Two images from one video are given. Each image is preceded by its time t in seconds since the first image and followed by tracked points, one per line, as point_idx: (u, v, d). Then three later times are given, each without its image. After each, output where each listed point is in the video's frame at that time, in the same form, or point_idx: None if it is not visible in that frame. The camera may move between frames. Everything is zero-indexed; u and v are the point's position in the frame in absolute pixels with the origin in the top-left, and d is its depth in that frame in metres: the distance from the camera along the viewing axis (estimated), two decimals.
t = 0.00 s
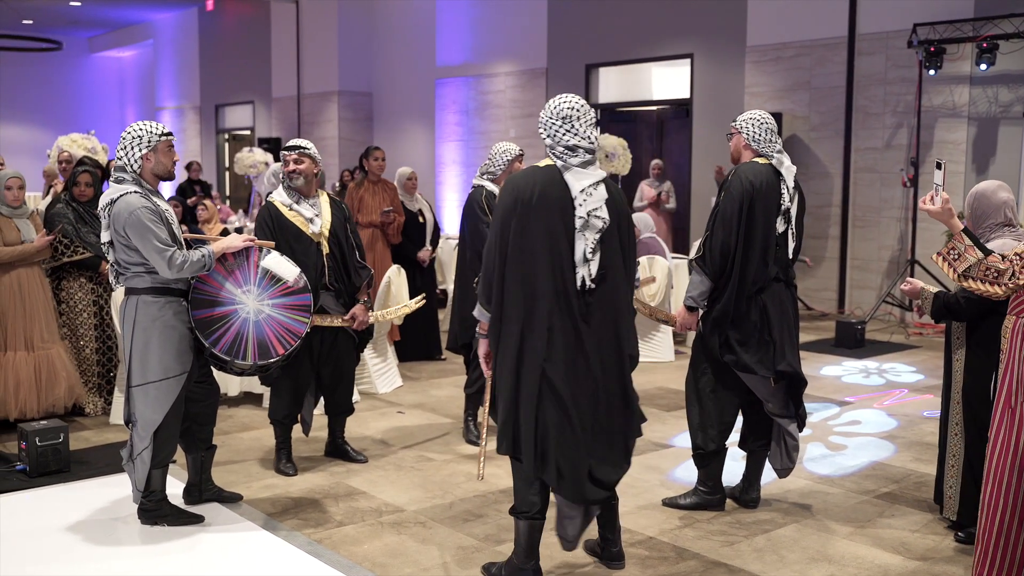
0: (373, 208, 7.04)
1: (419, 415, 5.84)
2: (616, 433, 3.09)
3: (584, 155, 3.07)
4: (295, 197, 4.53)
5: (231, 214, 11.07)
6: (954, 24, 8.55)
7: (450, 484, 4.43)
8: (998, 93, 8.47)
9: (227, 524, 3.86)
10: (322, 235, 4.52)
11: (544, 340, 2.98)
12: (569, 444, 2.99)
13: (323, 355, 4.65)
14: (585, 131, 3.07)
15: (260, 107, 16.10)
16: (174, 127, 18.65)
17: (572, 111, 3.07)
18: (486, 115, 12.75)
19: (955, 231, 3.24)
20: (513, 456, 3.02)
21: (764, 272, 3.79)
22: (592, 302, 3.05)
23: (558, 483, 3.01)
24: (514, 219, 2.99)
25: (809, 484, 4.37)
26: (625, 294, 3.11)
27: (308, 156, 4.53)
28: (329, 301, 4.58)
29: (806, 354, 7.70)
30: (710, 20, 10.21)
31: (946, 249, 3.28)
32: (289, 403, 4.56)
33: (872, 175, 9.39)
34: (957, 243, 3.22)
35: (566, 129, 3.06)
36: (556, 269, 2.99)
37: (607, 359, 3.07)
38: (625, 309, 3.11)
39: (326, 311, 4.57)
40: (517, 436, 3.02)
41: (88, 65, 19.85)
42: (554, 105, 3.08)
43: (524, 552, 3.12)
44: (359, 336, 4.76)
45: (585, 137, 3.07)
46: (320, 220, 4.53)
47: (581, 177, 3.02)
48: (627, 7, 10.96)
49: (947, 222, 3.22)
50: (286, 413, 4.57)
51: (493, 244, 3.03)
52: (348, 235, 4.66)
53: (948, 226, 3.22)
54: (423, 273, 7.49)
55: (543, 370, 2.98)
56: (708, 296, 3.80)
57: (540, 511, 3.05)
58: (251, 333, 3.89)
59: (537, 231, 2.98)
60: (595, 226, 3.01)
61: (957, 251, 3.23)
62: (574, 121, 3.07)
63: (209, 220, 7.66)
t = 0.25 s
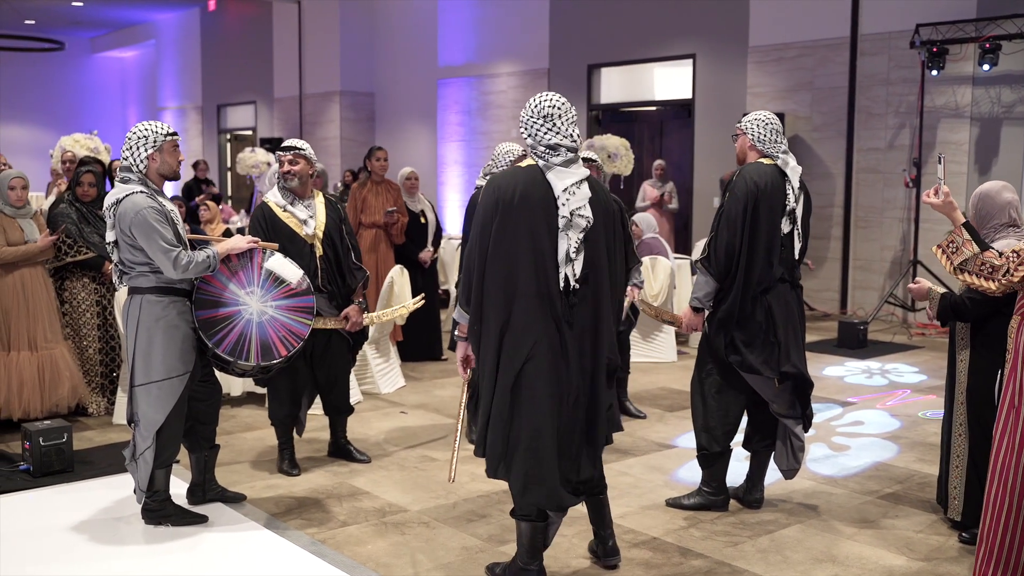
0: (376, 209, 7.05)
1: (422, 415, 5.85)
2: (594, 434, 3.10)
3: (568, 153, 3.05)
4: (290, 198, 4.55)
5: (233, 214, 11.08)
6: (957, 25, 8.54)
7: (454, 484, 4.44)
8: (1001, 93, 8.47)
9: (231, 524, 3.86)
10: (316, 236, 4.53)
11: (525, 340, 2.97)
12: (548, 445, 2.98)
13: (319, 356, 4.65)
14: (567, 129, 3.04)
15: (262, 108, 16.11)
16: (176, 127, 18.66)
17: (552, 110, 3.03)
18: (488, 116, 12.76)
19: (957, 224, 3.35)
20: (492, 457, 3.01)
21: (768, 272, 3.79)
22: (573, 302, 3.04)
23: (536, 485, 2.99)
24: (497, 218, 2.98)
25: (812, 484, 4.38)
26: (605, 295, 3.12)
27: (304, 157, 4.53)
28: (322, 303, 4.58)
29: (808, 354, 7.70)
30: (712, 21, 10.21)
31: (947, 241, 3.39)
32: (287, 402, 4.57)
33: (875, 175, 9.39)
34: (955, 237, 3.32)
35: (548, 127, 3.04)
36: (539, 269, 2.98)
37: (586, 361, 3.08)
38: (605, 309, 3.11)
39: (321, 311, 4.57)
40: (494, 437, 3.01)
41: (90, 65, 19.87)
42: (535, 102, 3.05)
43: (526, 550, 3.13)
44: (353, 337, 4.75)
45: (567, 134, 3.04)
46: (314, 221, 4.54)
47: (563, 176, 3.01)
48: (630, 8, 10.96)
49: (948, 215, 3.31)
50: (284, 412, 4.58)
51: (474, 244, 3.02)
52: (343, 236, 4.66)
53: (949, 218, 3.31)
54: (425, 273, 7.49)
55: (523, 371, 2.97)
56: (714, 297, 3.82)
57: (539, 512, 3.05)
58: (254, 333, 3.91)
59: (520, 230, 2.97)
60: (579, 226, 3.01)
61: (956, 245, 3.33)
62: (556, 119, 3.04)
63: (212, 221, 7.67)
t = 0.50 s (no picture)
0: (380, 210, 7.05)
1: (425, 416, 5.85)
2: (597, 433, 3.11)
3: (566, 153, 3.04)
4: (288, 198, 4.55)
5: (236, 215, 11.09)
6: (960, 25, 8.54)
7: (457, 485, 4.44)
8: (1004, 94, 8.47)
9: (234, 525, 3.87)
10: (313, 238, 4.54)
11: (527, 342, 2.97)
12: (552, 447, 2.99)
13: (319, 358, 4.66)
14: (564, 128, 3.03)
15: (266, 108, 16.12)
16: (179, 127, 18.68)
17: (549, 109, 3.02)
18: (491, 116, 12.76)
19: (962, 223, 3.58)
20: (497, 460, 3.02)
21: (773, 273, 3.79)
22: (573, 302, 3.05)
23: (542, 486, 2.99)
24: (496, 222, 2.98)
25: (815, 485, 4.38)
26: (604, 295, 3.13)
27: (302, 158, 4.53)
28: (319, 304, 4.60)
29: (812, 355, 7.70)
30: (715, 21, 10.21)
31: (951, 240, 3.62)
32: (288, 403, 4.58)
33: (878, 176, 9.38)
34: (958, 236, 3.55)
35: (545, 127, 3.02)
36: (539, 270, 2.98)
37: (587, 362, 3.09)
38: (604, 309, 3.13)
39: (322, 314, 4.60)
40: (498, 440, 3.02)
41: (93, 65, 19.89)
42: (531, 102, 3.03)
43: (530, 552, 3.14)
44: (352, 339, 4.76)
45: (564, 134, 3.03)
46: (312, 223, 4.55)
47: (561, 177, 3.01)
48: (633, 8, 10.96)
49: (954, 213, 3.55)
50: (285, 413, 4.59)
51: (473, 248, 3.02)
52: (341, 238, 4.66)
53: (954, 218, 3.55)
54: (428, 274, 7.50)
55: (525, 374, 2.98)
56: (718, 298, 3.82)
57: (542, 513, 3.06)
58: (259, 334, 3.90)
59: (520, 233, 2.97)
60: (578, 226, 3.01)
61: (959, 243, 3.55)
62: (552, 119, 3.03)
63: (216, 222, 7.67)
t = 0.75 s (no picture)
0: (383, 209, 7.08)
1: (428, 416, 5.85)
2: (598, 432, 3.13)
3: (575, 155, 3.03)
4: (288, 198, 4.55)
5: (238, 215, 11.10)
6: (963, 25, 8.54)
7: (460, 485, 4.44)
8: (1007, 94, 8.46)
9: (238, 525, 3.87)
10: (313, 237, 4.54)
11: (533, 345, 2.97)
12: (558, 449, 2.99)
13: (321, 357, 4.67)
14: (568, 127, 3.01)
15: (268, 108, 16.13)
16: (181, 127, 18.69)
17: (554, 108, 3.00)
18: (493, 116, 12.76)
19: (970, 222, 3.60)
20: (504, 462, 3.01)
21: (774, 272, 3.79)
22: (575, 303, 3.07)
23: (548, 486, 3.00)
24: (501, 224, 2.96)
25: (818, 485, 4.38)
26: (605, 295, 3.15)
27: (300, 158, 4.53)
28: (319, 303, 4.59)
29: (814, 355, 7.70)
30: (717, 21, 10.21)
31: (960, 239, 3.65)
32: (290, 401, 4.59)
33: (881, 176, 9.38)
34: (965, 234, 3.57)
35: (551, 126, 2.98)
36: (545, 271, 2.98)
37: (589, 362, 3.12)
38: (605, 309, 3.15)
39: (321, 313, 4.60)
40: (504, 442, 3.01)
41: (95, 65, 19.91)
42: (535, 99, 3.00)
43: (533, 553, 3.14)
44: (354, 338, 4.75)
45: (569, 133, 3.01)
46: (311, 222, 4.55)
47: (565, 178, 3.01)
48: (634, 8, 10.96)
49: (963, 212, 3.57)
50: (287, 411, 4.60)
51: (477, 250, 2.99)
52: (340, 238, 4.66)
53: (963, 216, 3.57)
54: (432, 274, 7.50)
55: (532, 376, 2.98)
56: (719, 297, 3.83)
57: (545, 512, 3.08)
58: (264, 334, 3.90)
59: (526, 235, 2.96)
60: (583, 228, 3.01)
61: (965, 241, 3.58)
62: (556, 118, 3.01)
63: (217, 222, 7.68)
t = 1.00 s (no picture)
0: (387, 207, 7.09)
1: (432, 414, 5.86)
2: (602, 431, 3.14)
3: (577, 154, 3.06)
4: (296, 196, 4.56)
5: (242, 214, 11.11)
6: (969, 23, 8.52)
7: (465, 484, 4.44)
8: (1013, 91, 8.44)
9: (244, 522, 3.88)
10: (319, 234, 4.54)
11: (542, 343, 2.96)
12: (566, 446, 3.00)
13: (328, 355, 4.67)
14: (569, 125, 3.03)
15: (272, 107, 16.14)
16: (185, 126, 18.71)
17: (554, 106, 3.02)
18: (497, 114, 12.75)
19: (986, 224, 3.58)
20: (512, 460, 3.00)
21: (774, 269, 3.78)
22: (580, 301, 3.08)
23: (555, 484, 2.99)
24: (509, 222, 2.95)
25: (824, 483, 4.37)
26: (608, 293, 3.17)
27: (308, 155, 4.54)
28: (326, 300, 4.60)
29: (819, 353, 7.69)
30: (722, 19, 10.19)
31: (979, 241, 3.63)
32: (296, 399, 4.59)
33: (886, 174, 9.36)
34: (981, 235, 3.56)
35: (553, 124, 3.01)
36: (552, 269, 2.98)
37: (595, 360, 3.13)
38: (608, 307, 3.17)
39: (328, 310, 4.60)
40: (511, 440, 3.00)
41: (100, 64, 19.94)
42: (535, 97, 3.02)
43: (539, 550, 3.15)
44: (362, 337, 4.75)
45: (571, 131, 3.04)
46: (318, 219, 4.56)
47: (569, 177, 3.04)
48: (639, 7, 10.95)
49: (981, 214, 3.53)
50: (293, 409, 4.60)
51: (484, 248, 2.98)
52: (348, 235, 4.66)
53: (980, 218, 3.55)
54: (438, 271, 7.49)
55: (540, 374, 2.97)
56: (721, 293, 3.83)
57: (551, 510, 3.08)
58: (269, 332, 3.90)
59: (534, 233, 2.96)
60: (586, 226, 3.05)
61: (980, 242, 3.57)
62: (558, 115, 3.03)
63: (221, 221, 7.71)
